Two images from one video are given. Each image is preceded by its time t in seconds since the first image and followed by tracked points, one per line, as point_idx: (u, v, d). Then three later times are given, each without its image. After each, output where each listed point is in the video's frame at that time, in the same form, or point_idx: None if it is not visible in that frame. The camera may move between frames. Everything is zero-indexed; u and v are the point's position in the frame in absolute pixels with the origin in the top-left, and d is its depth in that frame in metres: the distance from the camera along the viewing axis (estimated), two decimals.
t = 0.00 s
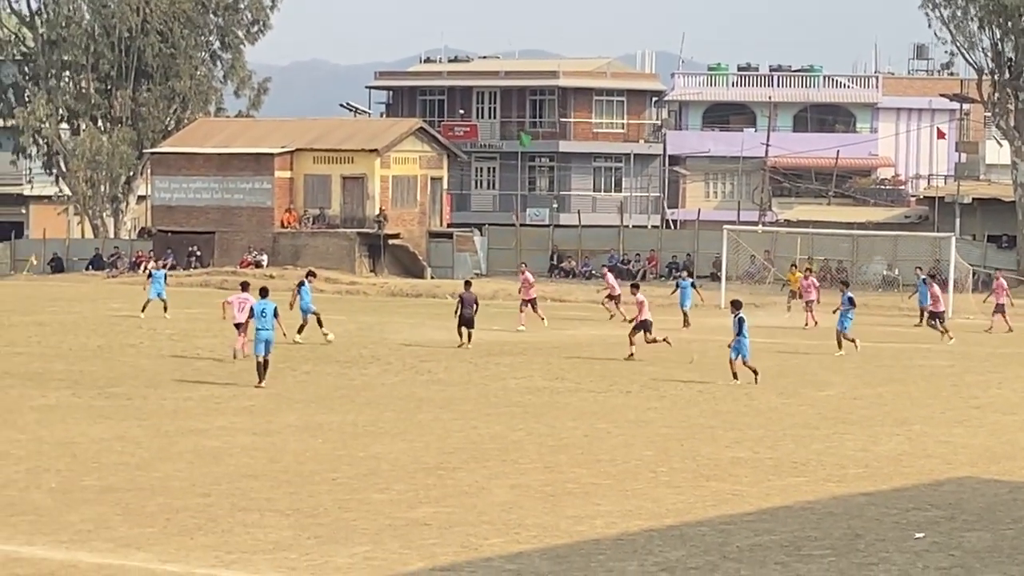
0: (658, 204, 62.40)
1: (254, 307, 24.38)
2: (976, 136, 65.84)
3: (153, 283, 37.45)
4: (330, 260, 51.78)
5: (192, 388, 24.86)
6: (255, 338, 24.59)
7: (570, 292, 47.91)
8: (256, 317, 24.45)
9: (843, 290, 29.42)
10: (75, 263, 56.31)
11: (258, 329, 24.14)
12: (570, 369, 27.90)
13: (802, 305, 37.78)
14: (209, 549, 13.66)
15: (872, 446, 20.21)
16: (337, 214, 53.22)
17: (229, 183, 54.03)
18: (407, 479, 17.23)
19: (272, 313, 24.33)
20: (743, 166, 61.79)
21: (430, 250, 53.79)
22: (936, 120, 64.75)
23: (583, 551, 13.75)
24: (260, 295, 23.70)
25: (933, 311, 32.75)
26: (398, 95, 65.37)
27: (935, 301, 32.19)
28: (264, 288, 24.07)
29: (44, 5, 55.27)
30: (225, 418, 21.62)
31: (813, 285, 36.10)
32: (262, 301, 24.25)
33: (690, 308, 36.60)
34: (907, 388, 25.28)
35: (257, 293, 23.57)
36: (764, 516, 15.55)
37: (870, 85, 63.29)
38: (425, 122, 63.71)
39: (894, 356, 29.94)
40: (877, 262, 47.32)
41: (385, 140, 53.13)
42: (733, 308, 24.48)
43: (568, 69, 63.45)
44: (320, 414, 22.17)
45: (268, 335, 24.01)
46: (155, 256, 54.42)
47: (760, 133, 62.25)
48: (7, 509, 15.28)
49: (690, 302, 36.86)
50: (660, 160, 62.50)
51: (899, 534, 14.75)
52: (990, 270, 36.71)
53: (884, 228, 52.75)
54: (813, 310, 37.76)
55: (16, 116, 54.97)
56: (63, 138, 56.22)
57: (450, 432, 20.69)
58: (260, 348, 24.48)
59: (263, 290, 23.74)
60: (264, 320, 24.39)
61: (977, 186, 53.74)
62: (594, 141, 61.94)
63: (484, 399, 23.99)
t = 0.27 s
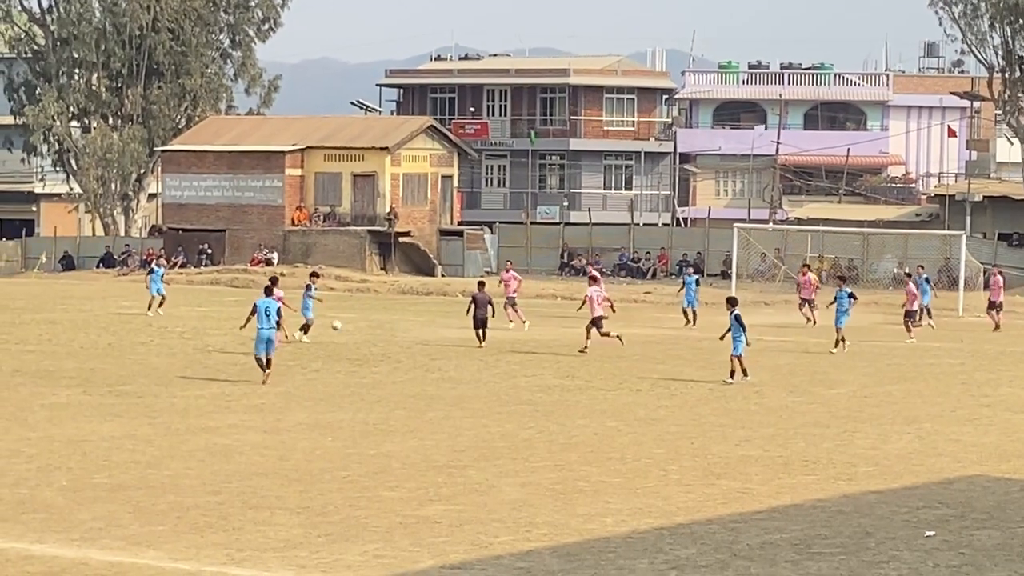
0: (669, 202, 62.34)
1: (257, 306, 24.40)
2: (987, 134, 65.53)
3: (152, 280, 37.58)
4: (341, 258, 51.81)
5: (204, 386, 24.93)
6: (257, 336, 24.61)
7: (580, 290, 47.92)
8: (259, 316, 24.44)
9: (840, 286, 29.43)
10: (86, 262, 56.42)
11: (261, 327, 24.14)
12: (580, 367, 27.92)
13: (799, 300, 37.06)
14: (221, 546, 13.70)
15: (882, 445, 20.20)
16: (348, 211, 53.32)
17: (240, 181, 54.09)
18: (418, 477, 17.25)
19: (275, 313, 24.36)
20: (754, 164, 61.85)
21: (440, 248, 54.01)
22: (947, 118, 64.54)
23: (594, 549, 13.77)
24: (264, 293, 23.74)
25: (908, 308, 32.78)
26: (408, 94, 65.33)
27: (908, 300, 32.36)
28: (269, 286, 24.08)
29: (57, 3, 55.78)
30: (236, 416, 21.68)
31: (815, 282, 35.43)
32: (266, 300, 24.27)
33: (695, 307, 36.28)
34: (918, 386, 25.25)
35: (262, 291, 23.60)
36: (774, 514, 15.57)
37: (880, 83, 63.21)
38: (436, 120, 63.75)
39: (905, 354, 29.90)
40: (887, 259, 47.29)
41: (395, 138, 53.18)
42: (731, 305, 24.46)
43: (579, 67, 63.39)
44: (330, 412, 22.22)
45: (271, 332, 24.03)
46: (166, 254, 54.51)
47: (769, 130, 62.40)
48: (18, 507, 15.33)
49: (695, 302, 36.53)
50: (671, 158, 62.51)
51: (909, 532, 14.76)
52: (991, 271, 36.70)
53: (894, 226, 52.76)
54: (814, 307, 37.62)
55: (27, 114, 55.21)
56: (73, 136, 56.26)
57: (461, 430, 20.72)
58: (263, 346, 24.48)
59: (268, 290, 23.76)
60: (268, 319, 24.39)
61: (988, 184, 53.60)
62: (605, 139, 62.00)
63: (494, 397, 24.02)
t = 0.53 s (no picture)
0: (674, 199, 62.11)
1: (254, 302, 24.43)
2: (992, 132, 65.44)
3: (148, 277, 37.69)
4: (346, 256, 51.85)
5: (209, 383, 24.95)
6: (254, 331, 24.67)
7: (585, 288, 47.91)
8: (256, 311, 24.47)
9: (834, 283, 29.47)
10: (91, 259, 56.56)
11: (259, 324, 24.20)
12: (585, 365, 27.90)
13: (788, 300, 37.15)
14: (225, 544, 13.72)
15: (887, 442, 20.19)
16: (353, 208, 53.35)
17: (245, 179, 54.15)
18: (423, 475, 17.26)
19: (272, 307, 24.41)
20: (759, 162, 61.80)
21: (445, 245, 53.88)
22: (952, 116, 64.38)
23: (599, 546, 13.77)
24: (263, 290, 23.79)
25: (880, 303, 32.77)
26: (413, 91, 65.29)
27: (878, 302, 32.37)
28: (267, 283, 24.10)
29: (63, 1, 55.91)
30: (241, 413, 21.70)
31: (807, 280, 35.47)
32: (263, 295, 24.29)
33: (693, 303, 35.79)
34: (923, 384, 25.23)
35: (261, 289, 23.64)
36: (779, 511, 15.57)
37: (885, 80, 63.12)
38: (441, 117, 63.73)
39: (911, 352, 29.86)
40: (892, 258, 47.15)
41: (400, 136, 53.19)
42: (721, 304, 24.37)
43: (584, 64, 63.31)
44: (335, 410, 22.23)
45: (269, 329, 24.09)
46: (171, 252, 54.55)
47: (773, 127, 62.56)
48: (23, 504, 15.35)
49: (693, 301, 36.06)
50: (676, 156, 62.60)
51: (914, 530, 14.75)
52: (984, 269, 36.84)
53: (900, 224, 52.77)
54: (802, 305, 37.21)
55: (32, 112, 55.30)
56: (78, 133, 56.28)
57: (466, 428, 20.73)
58: (260, 341, 24.57)
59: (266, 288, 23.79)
60: (265, 314, 24.46)
61: (993, 182, 53.47)
62: (610, 137, 61.87)
63: (499, 395, 24.01)
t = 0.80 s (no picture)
0: (674, 198, 62.27)
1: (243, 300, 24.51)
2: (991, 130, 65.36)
3: (142, 277, 37.66)
4: (346, 254, 51.84)
5: (209, 382, 24.93)
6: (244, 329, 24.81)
7: (585, 286, 47.89)
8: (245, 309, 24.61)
9: (825, 284, 29.60)
10: (91, 257, 56.49)
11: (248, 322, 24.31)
12: (585, 363, 27.91)
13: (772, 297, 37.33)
14: (226, 542, 13.72)
15: (887, 441, 20.18)
16: (353, 207, 53.40)
17: (245, 177, 54.12)
18: (423, 473, 17.26)
19: (261, 305, 24.54)
20: (758, 160, 61.93)
21: (445, 244, 53.82)
22: (952, 114, 64.44)
23: (598, 545, 13.77)
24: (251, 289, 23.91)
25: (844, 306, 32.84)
26: (413, 90, 65.22)
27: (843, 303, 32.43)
28: (255, 282, 24.19)
29: None
30: (240, 412, 21.69)
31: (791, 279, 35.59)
32: (252, 294, 24.42)
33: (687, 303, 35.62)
34: (923, 383, 25.23)
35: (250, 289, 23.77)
36: (778, 510, 15.58)
37: (885, 79, 63.04)
38: (441, 116, 63.71)
39: (910, 351, 29.83)
40: (891, 256, 46.87)
41: (400, 134, 53.20)
42: (707, 304, 24.34)
43: (584, 63, 63.31)
44: (335, 408, 22.24)
45: (259, 327, 24.21)
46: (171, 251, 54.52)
47: (773, 126, 62.57)
48: (23, 503, 15.35)
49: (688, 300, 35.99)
50: (676, 155, 62.43)
51: (913, 528, 14.75)
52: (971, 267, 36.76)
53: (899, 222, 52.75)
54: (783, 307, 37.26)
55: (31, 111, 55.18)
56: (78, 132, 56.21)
57: (466, 426, 20.73)
58: (250, 339, 24.70)
59: (256, 286, 23.88)
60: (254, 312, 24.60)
61: (994, 181, 53.46)
62: (610, 135, 61.81)
63: (499, 393, 24.01)
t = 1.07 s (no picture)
0: (671, 198, 62.43)
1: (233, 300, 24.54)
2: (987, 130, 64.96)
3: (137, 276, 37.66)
4: (343, 255, 51.85)
5: (206, 382, 24.92)
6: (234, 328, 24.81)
7: (582, 286, 47.88)
8: (235, 308, 24.59)
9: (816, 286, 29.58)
10: (88, 258, 56.40)
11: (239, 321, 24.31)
12: (582, 363, 27.92)
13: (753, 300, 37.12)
14: (223, 542, 13.71)
15: (884, 441, 20.18)
16: (350, 207, 53.30)
17: (242, 177, 54.09)
18: (420, 473, 17.26)
19: (251, 304, 24.54)
20: (755, 160, 61.93)
21: (442, 244, 53.84)
22: (948, 114, 64.25)
23: (595, 545, 13.77)
24: (243, 289, 23.92)
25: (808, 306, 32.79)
26: (410, 90, 65.19)
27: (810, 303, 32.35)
28: (246, 281, 24.18)
29: None
30: (237, 412, 21.69)
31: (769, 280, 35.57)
32: (242, 294, 24.40)
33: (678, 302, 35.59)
34: (920, 382, 25.24)
35: (242, 289, 23.78)
36: (775, 510, 15.58)
37: (882, 79, 63.15)
38: (438, 116, 63.69)
39: (907, 351, 29.86)
40: (889, 255, 47.02)
41: (397, 134, 53.20)
42: (690, 302, 24.30)
43: (581, 63, 63.32)
44: (332, 408, 22.24)
45: (250, 327, 24.23)
46: (168, 251, 54.50)
47: (770, 126, 62.31)
48: (20, 503, 15.35)
49: (677, 300, 35.92)
50: (673, 154, 62.71)
51: (911, 528, 14.76)
52: (953, 265, 36.80)
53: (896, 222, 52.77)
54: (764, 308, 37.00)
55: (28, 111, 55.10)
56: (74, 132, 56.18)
57: (463, 427, 20.72)
58: (239, 339, 24.71)
59: (247, 285, 23.88)
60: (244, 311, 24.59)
61: (990, 181, 53.51)
62: (607, 135, 61.86)
63: (496, 393, 24.00)
